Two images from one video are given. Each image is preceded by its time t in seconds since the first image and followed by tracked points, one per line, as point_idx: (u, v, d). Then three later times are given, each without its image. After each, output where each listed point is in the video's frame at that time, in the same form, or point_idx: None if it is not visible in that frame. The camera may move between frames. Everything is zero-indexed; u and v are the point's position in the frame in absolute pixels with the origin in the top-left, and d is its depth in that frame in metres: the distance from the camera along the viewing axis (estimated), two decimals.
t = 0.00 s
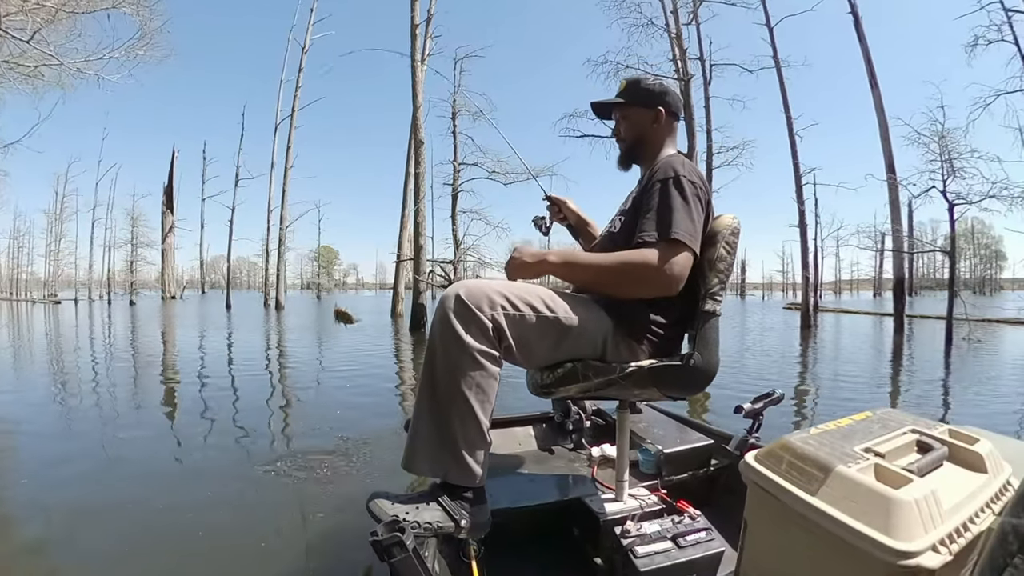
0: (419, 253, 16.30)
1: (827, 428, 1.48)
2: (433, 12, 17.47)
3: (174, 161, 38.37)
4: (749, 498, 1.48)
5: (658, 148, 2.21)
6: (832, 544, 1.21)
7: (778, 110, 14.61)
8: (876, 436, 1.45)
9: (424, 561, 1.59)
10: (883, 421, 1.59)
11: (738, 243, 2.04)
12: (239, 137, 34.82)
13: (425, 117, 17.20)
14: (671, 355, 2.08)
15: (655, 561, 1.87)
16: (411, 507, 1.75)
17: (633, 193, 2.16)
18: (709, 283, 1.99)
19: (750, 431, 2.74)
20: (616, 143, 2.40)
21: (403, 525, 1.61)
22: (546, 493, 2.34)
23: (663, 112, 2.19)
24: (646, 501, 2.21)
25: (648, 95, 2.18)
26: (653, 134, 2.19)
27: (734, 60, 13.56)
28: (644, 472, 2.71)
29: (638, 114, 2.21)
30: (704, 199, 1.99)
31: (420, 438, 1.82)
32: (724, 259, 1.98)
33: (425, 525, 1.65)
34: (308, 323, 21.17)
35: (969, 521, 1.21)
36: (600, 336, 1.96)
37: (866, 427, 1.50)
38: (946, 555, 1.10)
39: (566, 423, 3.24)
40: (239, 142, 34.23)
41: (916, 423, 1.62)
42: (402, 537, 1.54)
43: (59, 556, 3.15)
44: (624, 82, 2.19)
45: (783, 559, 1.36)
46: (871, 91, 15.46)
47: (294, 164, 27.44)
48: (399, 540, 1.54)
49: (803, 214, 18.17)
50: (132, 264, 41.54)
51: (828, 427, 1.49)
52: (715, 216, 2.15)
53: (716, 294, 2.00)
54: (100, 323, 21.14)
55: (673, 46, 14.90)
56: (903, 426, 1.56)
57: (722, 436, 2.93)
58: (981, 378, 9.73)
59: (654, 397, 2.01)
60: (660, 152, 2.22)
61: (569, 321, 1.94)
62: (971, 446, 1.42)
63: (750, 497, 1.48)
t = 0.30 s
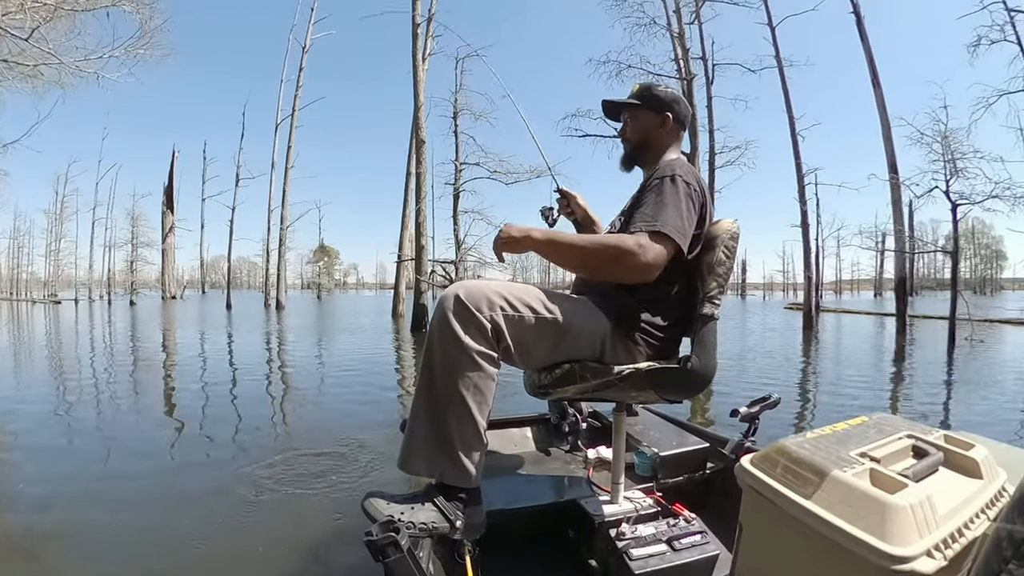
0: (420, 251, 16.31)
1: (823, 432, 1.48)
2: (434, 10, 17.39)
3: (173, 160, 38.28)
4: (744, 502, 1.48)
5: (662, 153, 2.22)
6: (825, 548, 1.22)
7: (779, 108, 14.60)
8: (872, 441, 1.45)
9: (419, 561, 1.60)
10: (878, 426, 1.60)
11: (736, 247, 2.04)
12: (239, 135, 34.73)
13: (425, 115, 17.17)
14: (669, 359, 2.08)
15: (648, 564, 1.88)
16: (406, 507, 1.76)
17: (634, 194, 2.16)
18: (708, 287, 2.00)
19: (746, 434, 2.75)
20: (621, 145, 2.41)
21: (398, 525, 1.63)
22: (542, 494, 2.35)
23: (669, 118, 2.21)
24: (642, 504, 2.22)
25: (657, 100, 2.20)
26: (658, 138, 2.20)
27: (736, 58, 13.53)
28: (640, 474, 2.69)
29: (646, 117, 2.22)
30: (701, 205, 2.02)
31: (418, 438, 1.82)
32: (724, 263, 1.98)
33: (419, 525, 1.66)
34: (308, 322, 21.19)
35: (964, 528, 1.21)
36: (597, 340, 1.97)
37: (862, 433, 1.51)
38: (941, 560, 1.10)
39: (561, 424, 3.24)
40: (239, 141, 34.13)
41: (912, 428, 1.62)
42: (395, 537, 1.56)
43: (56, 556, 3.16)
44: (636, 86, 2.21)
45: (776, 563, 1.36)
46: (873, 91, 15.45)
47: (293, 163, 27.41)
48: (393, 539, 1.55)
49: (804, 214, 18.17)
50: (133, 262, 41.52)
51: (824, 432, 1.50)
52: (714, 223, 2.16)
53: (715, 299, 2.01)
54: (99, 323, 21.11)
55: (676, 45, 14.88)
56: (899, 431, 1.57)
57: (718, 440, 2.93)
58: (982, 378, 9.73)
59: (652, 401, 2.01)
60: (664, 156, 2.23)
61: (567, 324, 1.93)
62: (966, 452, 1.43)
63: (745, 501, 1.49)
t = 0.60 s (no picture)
0: (420, 251, 16.30)
1: (821, 432, 1.48)
2: (435, 9, 17.38)
3: (173, 159, 38.25)
4: (742, 502, 1.48)
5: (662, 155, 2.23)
6: (822, 547, 1.22)
7: (782, 108, 14.59)
8: (871, 441, 1.45)
9: (418, 561, 1.61)
10: (877, 425, 1.60)
11: (733, 247, 2.07)
12: (240, 134, 34.73)
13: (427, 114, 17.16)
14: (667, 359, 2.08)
15: (647, 564, 1.88)
16: (404, 508, 1.76)
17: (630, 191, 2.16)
18: (707, 287, 2.02)
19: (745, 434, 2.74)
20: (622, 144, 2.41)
21: (397, 525, 1.63)
22: (541, 494, 2.35)
23: (671, 119, 2.21)
24: (640, 504, 2.22)
25: (660, 102, 2.20)
26: (658, 139, 2.20)
27: (739, 57, 13.50)
28: (639, 475, 2.67)
29: (647, 118, 2.21)
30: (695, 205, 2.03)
31: (415, 437, 1.82)
32: (723, 263, 2.01)
33: (418, 525, 1.67)
34: (309, 322, 21.19)
35: (962, 527, 1.21)
36: (595, 340, 1.96)
37: (860, 432, 1.51)
38: (939, 560, 1.10)
39: (560, 425, 3.24)
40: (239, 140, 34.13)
41: (911, 428, 1.62)
42: (395, 537, 1.56)
43: (55, 556, 3.16)
44: (639, 87, 2.22)
45: (775, 562, 1.37)
46: (875, 91, 15.43)
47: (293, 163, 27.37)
48: (391, 539, 1.56)
49: (806, 214, 18.15)
50: (133, 261, 41.51)
51: (822, 431, 1.50)
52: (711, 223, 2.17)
53: (713, 299, 2.04)
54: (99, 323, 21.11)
55: (678, 44, 14.88)
56: (898, 430, 1.57)
57: (717, 440, 2.93)
58: (983, 378, 9.74)
59: (650, 400, 2.01)
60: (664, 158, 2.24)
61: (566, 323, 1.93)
62: (964, 452, 1.43)
63: (743, 502, 1.49)
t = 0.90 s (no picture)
0: (421, 251, 16.29)
1: (822, 427, 1.49)
2: (437, 8, 17.37)
3: (173, 159, 38.19)
4: (744, 498, 1.49)
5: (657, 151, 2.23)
6: (824, 542, 1.23)
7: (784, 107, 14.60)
8: (872, 435, 1.45)
9: (420, 561, 1.61)
10: (878, 420, 1.60)
11: (731, 243, 2.05)
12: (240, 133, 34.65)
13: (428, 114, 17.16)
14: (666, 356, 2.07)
15: (650, 561, 1.87)
16: (405, 508, 1.76)
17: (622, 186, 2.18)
18: (703, 283, 2.00)
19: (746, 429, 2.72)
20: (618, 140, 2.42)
21: (398, 525, 1.63)
22: (541, 493, 2.35)
23: (665, 116, 2.21)
24: (641, 501, 2.23)
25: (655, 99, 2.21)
26: (652, 135, 2.21)
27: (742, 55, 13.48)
28: (639, 472, 2.68)
29: (641, 114, 2.22)
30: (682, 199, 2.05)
31: (414, 436, 1.82)
32: (719, 259, 1.99)
33: (419, 525, 1.67)
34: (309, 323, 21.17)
35: (964, 520, 1.21)
36: (593, 337, 1.97)
37: (861, 427, 1.51)
38: (942, 553, 1.10)
39: (558, 422, 3.23)
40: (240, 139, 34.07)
41: (911, 422, 1.62)
42: (397, 537, 1.57)
43: (55, 555, 3.16)
44: (634, 85, 2.22)
45: (777, 558, 1.37)
46: (877, 91, 15.46)
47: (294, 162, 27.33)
48: (394, 540, 1.56)
49: (808, 214, 18.17)
50: (132, 261, 41.44)
51: (823, 426, 1.50)
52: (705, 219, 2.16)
53: (711, 294, 1.99)
54: (99, 323, 21.08)
55: (680, 44, 14.89)
56: (898, 424, 1.57)
57: (718, 436, 2.91)
58: (984, 378, 9.74)
59: (649, 398, 2.01)
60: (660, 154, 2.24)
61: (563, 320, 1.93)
62: (965, 445, 1.43)
63: (745, 498, 1.49)
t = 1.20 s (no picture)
0: (422, 251, 16.28)
1: (823, 421, 1.49)
2: (438, 8, 17.36)
3: (173, 158, 38.16)
4: (745, 492, 1.48)
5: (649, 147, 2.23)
6: (826, 536, 1.23)
7: (786, 107, 14.60)
8: (873, 428, 1.45)
9: (423, 561, 1.61)
10: (878, 413, 1.60)
11: (727, 237, 2.05)
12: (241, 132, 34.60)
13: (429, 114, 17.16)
14: (666, 351, 2.07)
15: (653, 557, 1.87)
16: (408, 507, 1.76)
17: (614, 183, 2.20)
18: (700, 278, 1.99)
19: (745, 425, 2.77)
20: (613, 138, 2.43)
21: (401, 525, 1.63)
22: (542, 490, 2.34)
23: (655, 112, 2.21)
24: (642, 497, 2.23)
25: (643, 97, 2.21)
26: (643, 131, 2.21)
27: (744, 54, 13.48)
28: (640, 467, 2.66)
29: (631, 111, 2.22)
30: (672, 195, 2.06)
31: (414, 438, 1.82)
32: (715, 253, 1.99)
33: (422, 524, 1.67)
34: (309, 323, 21.19)
35: (966, 512, 1.21)
36: (591, 334, 1.96)
37: (862, 420, 1.51)
38: (944, 545, 1.11)
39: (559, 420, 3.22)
40: (241, 138, 34.00)
41: (912, 414, 1.63)
42: (401, 537, 1.57)
43: (56, 556, 3.15)
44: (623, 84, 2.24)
45: (779, 553, 1.37)
46: (880, 90, 15.47)
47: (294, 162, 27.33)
48: (397, 540, 1.56)
49: (809, 214, 18.17)
50: (132, 261, 41.42)
51: (824, 420, 1.50)
52: (699, 213, 2.16)
53: (707, 289, 1.99)
54: (99, 322, 21.05)
55: (683, 43, 14.90)
56: (898, 417, 1.57)
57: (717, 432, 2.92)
58: (984, 377, 9.74)
59: (650, 393, 2.00)
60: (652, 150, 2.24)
61: (561, 319, 1.93)
62: (966, 438, 1.43)
63: (746, 493, 1.49)
